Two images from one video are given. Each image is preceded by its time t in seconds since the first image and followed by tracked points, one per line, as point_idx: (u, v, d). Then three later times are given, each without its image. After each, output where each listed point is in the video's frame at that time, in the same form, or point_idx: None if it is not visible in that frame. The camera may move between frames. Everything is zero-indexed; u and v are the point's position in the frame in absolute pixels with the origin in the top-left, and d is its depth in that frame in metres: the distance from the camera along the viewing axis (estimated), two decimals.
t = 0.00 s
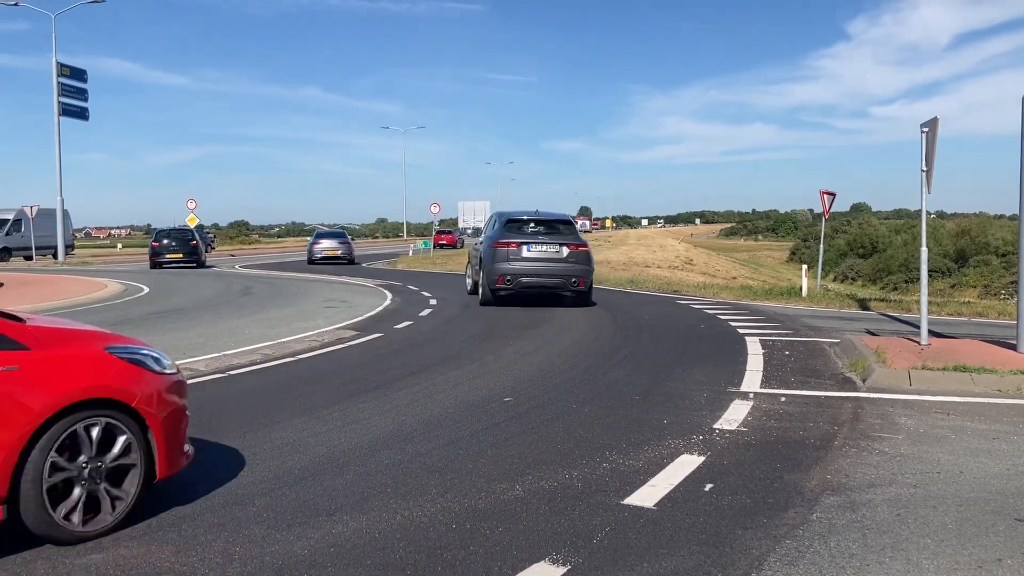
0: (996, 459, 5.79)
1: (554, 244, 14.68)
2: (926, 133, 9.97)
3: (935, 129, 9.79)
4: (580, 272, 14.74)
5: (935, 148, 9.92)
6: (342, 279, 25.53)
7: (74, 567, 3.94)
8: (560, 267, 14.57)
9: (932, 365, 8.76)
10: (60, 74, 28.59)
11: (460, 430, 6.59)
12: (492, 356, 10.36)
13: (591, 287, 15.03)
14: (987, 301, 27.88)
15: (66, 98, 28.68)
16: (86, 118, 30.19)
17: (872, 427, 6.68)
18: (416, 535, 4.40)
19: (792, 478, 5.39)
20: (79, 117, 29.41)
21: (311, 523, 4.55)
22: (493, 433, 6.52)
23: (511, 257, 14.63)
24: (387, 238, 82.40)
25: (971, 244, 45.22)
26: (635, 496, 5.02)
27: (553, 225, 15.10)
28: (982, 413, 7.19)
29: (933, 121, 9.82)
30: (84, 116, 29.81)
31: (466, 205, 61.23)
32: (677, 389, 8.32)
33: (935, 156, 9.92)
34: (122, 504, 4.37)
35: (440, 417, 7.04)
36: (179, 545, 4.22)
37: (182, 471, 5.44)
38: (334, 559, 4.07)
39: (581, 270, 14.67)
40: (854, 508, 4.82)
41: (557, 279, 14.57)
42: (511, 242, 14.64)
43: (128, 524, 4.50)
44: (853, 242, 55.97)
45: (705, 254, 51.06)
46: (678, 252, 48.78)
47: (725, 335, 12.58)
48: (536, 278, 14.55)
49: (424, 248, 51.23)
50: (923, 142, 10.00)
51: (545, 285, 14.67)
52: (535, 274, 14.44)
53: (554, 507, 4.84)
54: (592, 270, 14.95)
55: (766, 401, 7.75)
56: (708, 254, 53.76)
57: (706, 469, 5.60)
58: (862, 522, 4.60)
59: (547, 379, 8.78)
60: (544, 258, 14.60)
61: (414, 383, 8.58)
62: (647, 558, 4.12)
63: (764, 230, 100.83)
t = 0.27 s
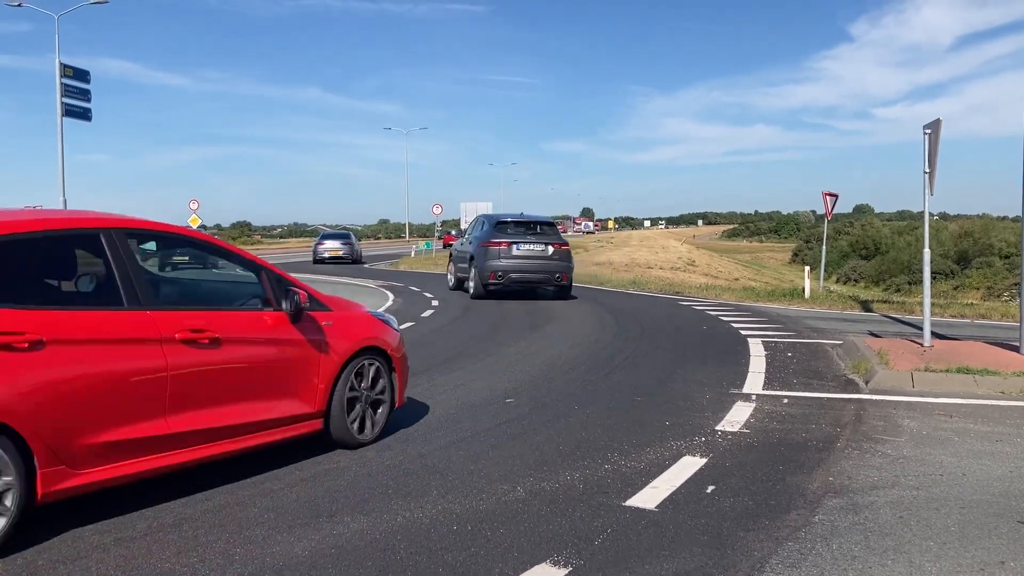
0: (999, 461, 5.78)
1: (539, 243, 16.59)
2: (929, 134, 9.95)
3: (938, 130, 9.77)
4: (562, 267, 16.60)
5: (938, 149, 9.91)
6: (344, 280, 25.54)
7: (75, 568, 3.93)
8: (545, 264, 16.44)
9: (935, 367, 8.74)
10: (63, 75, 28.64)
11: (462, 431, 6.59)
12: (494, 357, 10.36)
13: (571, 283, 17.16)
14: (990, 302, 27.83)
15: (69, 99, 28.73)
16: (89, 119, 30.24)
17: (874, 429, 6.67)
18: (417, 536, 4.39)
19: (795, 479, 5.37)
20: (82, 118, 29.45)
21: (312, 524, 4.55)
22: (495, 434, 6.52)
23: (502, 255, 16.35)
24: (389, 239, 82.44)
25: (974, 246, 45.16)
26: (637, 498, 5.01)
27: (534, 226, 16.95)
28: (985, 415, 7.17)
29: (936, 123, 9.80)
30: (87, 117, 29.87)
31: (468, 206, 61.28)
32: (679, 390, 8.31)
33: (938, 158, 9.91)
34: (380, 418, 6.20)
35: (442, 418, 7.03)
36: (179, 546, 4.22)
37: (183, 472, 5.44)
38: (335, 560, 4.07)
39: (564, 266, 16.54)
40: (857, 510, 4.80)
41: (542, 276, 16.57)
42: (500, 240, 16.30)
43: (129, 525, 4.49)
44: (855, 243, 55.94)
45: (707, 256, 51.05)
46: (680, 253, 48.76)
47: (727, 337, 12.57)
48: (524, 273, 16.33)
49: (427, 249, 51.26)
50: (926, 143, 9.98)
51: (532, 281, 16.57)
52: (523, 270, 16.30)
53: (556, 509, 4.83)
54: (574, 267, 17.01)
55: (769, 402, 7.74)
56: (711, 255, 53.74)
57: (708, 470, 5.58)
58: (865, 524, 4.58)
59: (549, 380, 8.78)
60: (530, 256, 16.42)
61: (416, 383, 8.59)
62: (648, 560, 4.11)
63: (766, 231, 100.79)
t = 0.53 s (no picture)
0: (1001, 461, 5.78)
1: (520, 241, 17.96)
2: (932, 134, 9.94)
3: (941, 130, 9.76)
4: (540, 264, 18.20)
5: (941, 149, 9.90)
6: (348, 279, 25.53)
7: (78, 567, 3.94)
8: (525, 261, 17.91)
9: (937, 367, 8.74)
10: (66, 75, 28.69)
11: (464, 430, 6.60)
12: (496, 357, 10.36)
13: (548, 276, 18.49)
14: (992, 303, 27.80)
15: (72, 98, 28.77)
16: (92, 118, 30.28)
17: (876, 429, 6.67)
18: (420, 535, 4.40)
19: (797, 479, 5.37)
20: (85, 117, 29.50)
21: (314, 523, 4.55)
22: (497, 433, 6.53)
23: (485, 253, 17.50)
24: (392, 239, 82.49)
25: (976, 246, 45.13)
26: (638, 497, 5.01)
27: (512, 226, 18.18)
28: (988, 415, 7.16)
29: (939, 123, 9.79)
30: (89, 116, 29.89)
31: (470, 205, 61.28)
32: (681, 390, 8.31)
33: (940, 158, 9.90)
34: (508, 370, 8.25)
35: (444, 417, 7.04)
36: (182, 545, 4.22)
37: (186, 471, 5.46)
38: (337, 559, 4.08)
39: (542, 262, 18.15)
40: (859, 511, 4.80)
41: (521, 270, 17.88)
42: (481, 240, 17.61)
43: (132, 524, 4.51)
44: (858, 243, 55.90)
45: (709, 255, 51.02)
46: (682, 253, 48.73)
47: (730, 337, 12.56)
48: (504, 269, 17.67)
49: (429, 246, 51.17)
50: (928, 143, 9.98)
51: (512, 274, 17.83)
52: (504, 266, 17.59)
53: (557, 508, 4.83)
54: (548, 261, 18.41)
55: (771, 402, 7.73)
56: (713, 255, 53.71)
57: (710, 470, 5.58)
58: (867, 524, 4.59)
59: (551, 380, 8.78)
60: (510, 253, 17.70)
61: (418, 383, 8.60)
62: (650, 560, 4.11)
63: (769, 231, 100.73)
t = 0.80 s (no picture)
0: (1003, 460, 5.78)
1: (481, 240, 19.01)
2: (935, 133, 9.94)
3: (943, 129, 9.76)
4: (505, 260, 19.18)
5: (944, 147, 9.90)
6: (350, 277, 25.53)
7: (82, 563, 3.96)
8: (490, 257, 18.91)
9: (940, 366, 8.74)
10: (69, 72, 28.70)
11: (467, 428, 6.61)
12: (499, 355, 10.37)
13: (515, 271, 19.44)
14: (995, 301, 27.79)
15: (75, 95, 28.79)
16: (95, 116, 30.30)
17: (878, 428, 6.67)
18: (422, 532, 4.41)
19: (798, 477, 5.38)
20: (87, 115, 29.52)
21: (317, 520, 4.57)
22: (499, 431, 6.54)
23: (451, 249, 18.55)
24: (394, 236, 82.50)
25: (979, 244, 45.09)
26: (640, 495, 5.02)
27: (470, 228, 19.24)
28: (990, 414, 7.17)
29: (942, 121, 9.79)
30: (92, 114, 29.90)
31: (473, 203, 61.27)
32: (683, 388, 8.32)
33: (943, 157, 9.89)
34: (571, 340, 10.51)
35: (447, 415, 7.06)
36: (185, 542, 4.24)
37: (190, 468, 5.47)
38: (340, 556, 4.09)
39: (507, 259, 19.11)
40: (860, 509, 4.81)
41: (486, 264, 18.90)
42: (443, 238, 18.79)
43: (136, 520, 4.52)
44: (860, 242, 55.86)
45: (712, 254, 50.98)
46: (685, 251, 48.70)
47: (732, 335, 12.57)
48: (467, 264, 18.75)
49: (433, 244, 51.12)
50: (931, 142, 9.97)
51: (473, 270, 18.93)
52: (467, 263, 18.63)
53: (559, 506, 4.84)
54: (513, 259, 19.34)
55: (773, 401, 7.74)
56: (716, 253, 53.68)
57: (711, 468, 5.59)
58: (868, 522, 4.59)
59: (553, 378, 8.80)
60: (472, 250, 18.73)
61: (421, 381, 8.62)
62: (652, 557, 4.13)
63: (771, 230, 100.65)
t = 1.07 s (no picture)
0: (1005, 457, 5.77)
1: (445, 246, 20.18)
2: (938, 129, 9.91)
3: (946, 125, 9.72)
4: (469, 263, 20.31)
5: (947, 144, 9.86)
6: (353, 274, 25.51)
7: (84, 558, 3.97)
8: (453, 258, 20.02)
9: (942, 362, 8.72)
10: (72, 68, 28.69)
11: (469, 424, 6.61)
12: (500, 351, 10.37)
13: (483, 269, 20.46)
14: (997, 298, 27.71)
15: (77, 92, 28.77)
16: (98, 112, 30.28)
17: (880, 425, 6.66)
18: (423, 528, 4.42)
19: (800, 474, 5.38)
20: (90, 111, 29.51)
21: (319, 515, 4.57)
22: (501, 427, 6.54)
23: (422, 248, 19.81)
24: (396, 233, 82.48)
25: (982, 241, 45.00)
26: (642, 492, 5.02)
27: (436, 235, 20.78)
28: (992, 411, 7.15)
29: (945, 117, 9.75)
30: (95, 110, 29.88)
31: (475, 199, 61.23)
32: (684, 385, 8.32)
33: (946, 153, 9.86)
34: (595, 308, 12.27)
35: (449, 411, 7.06)
36: (187, 537, 4.24)
37: (192, 464, 5.48)
38: (341, 551, 4.09)
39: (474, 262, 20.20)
40: (862, 505, 4.81)
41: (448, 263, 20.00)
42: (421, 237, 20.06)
43: (138, 516, 4.53)
44: (863, 238, 55.77)
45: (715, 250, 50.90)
46: (687, 248, 48.64)
47: (734, 332, 12.56)
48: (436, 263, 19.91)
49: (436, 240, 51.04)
50: (934, 138, 9.94)
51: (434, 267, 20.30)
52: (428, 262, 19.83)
53: (561, 502, 4.84)
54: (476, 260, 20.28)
55: (775, 397, 7.73)
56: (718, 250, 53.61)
57: (713, 465, 5.58)
58: (869, 518, 4.59)
59: (555, 374, 8.80)
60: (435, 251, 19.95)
61: (423, 377, 8.62)
62: (654, 553, 4.13)
63: (774, 226, 100.52)
